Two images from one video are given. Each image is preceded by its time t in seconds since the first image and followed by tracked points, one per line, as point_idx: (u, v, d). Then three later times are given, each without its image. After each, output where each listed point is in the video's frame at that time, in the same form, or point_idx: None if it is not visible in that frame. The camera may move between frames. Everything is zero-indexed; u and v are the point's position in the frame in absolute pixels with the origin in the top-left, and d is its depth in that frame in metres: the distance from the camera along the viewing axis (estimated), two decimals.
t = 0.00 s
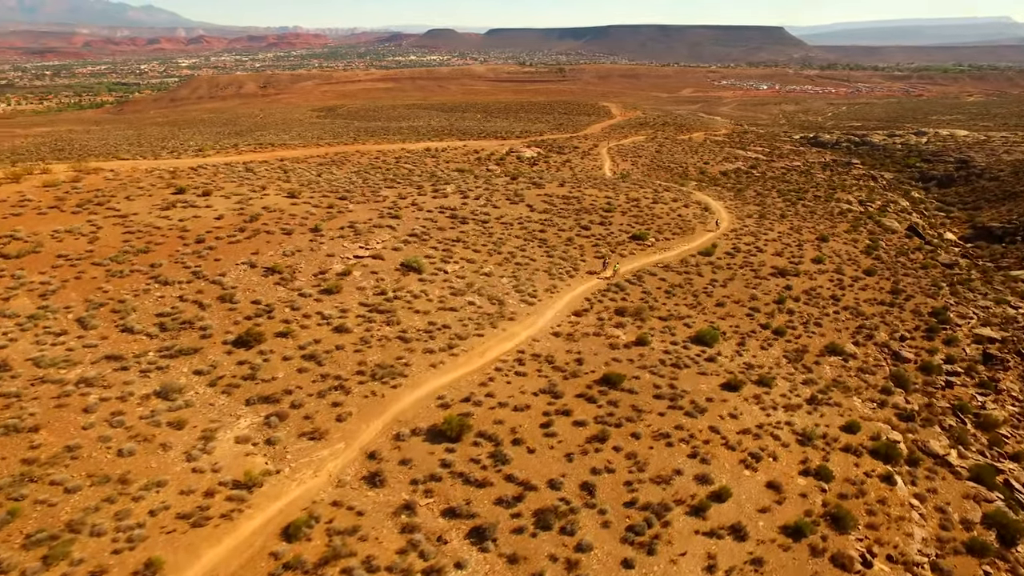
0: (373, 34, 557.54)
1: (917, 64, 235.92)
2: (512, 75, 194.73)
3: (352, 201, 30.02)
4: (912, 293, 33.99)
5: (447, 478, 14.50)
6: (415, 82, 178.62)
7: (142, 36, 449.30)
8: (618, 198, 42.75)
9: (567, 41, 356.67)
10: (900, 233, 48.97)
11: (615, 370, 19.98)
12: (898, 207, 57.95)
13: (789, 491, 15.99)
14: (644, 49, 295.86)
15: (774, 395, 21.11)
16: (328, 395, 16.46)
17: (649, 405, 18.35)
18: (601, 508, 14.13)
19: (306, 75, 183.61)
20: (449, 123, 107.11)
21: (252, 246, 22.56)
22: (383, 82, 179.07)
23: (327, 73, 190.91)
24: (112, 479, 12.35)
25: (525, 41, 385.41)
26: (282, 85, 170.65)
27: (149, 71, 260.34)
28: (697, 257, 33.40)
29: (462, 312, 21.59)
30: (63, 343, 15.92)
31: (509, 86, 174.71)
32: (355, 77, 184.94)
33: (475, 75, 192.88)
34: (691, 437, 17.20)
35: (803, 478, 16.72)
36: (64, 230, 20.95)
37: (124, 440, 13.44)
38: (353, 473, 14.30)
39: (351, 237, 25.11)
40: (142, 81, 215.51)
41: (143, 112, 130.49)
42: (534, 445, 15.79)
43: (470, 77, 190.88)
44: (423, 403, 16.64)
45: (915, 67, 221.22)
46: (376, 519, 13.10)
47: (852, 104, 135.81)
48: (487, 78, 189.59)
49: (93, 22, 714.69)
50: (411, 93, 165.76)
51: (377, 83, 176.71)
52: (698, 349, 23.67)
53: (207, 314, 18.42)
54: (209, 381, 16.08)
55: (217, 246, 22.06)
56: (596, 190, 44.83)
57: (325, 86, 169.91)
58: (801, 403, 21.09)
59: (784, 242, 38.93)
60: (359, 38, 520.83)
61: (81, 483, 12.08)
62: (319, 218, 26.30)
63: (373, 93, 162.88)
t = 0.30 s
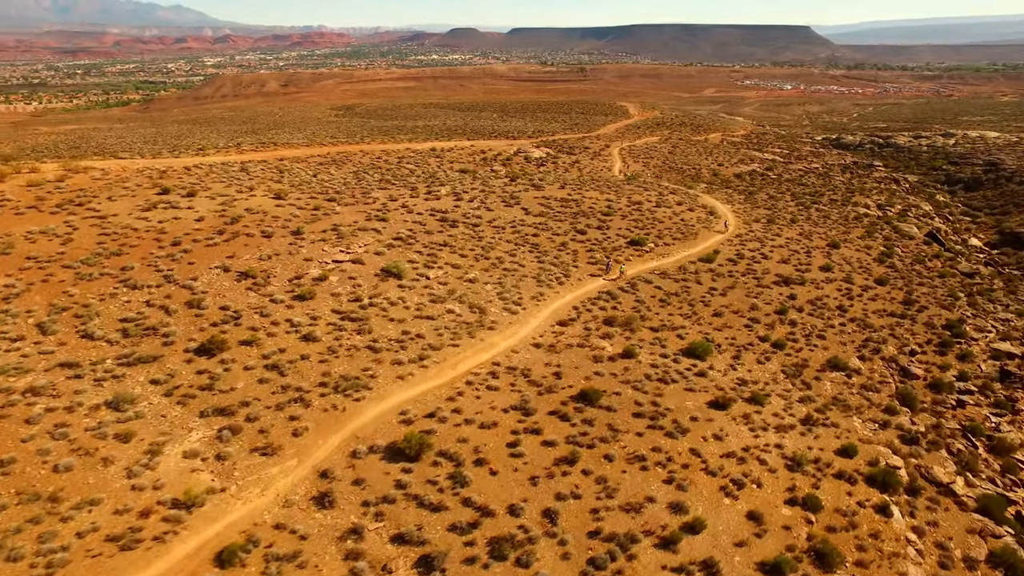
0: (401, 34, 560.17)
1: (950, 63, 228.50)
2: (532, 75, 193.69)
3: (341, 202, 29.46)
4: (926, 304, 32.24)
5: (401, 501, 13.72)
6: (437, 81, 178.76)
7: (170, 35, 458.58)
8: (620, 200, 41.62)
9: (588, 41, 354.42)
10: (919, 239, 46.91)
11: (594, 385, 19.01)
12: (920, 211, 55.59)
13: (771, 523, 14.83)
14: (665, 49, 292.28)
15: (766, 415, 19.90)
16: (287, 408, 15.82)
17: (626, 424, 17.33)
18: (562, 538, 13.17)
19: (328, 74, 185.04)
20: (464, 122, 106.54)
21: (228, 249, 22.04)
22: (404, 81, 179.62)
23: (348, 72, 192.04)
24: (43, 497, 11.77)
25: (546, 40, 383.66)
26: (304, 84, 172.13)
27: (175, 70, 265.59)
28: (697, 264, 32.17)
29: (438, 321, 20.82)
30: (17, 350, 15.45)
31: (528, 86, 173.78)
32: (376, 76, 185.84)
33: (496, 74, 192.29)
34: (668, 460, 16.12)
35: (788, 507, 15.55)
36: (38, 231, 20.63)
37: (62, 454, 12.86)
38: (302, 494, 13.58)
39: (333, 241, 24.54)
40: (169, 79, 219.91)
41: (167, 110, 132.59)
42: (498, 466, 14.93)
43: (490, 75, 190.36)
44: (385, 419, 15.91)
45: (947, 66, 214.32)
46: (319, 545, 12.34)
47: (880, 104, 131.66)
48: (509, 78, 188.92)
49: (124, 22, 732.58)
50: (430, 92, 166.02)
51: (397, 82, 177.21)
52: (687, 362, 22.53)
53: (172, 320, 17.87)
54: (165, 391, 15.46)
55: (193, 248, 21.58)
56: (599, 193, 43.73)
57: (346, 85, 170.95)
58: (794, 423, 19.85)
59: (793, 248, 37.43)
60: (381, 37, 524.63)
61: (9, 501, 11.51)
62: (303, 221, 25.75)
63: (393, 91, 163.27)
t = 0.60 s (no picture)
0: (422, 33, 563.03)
1: (985, 63, 220.53)
2: (553, 75, 192.37)
3: (329, 204, 29.02)
4: (939, 316, 30.54)
5: (349, 523, 12.94)
6: (459, 81, 178.51)
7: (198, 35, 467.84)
8: (622, 204, 40.55)
9: (609, 41, 351.36)
10: (939, 246, 44.80)
11: (569, 401, 18.10)
12: (943, 217, 53.20)
13: (748, 557, 13.72)
14: (688, 48, 288.01)
15: (754, 436, 18.76)
16: (243, 421, 15.22)
17: (599, 444, 16.39)
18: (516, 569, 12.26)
19: (349, 73, 186.34)
20: (478, 122, 105.93)
21: (205, 253, 21.63)
22: (425, 80, 179.84)
23: (370, 71, 193.07)
24: None
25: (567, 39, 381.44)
26: (326, 82, 173.47)
27: (202, 69, 270.67)
28: (696, 272, 31.01)
29: (412, 330, 20.15)
30: None
31: (548, 86, 172.53)
32: (397, 75, 186.52)
33: (518, 74, 191.45)
34: (640, 485, 15.15)
35: (769, 541, 14.41)
36: (15, 232, 20.41)
37: None
38: (248, 513, 12.92)
39: (314, 245, 24.06)
40: (196, 78, 223.86)
41: (190, 109, 134.67)
42: (456, 489, 14.15)
43: (512, 75, 189.57)
44: (343, 434, 15.26)
45: (982, 66, 206.81)
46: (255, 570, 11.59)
47: (909, 105, 127.39)
48: (531, 78, 187.76)
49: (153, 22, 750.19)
50: (448, 91, 165.96)
51: (418, 81, 177.48)
52: (674, 376, 21.49)
53: (137, 325, 17.41)
54: (120, 401, 14.92)
55: (169, 251, 21.22)
56: (602, 196, 42.73)
57: (367, 84, 171.69)
58: (785, 446, 18.64)
59: (800, 256, 35.97)
60: (406, 37, 526.34)
61: None
62: (286, 223, 25.34)
63: (413, 91, 163.48)
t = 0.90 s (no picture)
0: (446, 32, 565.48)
1: None
2: (577, 74, 190.88)
3: (318, 206, 28.66)
4: (954, 330, 28.81)
5: (292, 546, 12.20)
6: (482, 80, 178.23)
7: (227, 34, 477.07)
8: (624, 207, 39.47)
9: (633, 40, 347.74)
10: (962, 254, 42.64)
11: (541, 418, 17.26)
12: (970, 223, 50.75)
13: None
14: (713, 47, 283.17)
15: (739, 459, 17.66)
16: (197, 432, 14.67)
17: (568, 466, 15.53)
18: None
19: (373, 72, 187.63)
20: (495, 121, 105.34)
21: (182, 255, 21.34)
22: (449, 79, 180.00)
23: (393, 70, 194.02)
24: None
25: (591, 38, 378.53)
26: (350, 81, 174.78)
27: (230, 67, 275.57)
28: (695, 280, 29.86)
29: (385, 339, 19.55)
30: None
31: (570, 86, 171.11)
32: (420, 74, 187.05)
33: (542, 73, 190.43)
34: (607, 512, 14.23)
35: None
36: None
37: None
38: (188, 531, 12.25)
39: (295, 248, 23.66)
40: (225, 77, 228.01)
41: (215, 107, 136.89)
42: (409, 511, 13.44)
43: (535, 74, 188.71)
44: (298, 449, 14.66)
45: (1023, 67, 198.82)
46: None
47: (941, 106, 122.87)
48: (555, 77, 186.53)
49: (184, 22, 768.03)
50: (469, 90, 165.76)
51: (441, 80, 177.84)
52: (659, 392, 20.48)
53: (102, 330, 17.10)
54: (74, 409, 14.52)
55: (146, 253, 20.98)
56: (605, 199, 41.76)
57: (390, 83, 172.57)
58: (772, 470, 17.51)
59: (809, 264, 34.49)
60: (430, 36, 529.40)
61: None
62: (270, 226, 25.00)
63: (436, 90, 163.68)
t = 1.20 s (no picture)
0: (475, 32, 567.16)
1: None
2: (607, 74, 188.74)
3: (313, 208, 28.46)
4: (976, 349, 26.92)
5: (236, 565, 11.62)
6: (512, 79, 177.65)
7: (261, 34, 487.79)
8: (631, 212, 38.38)
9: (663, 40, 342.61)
10: (994, 265, 40.15)
11: (514, 436, 16.51)
12: (1006, 232, 47.86)
13: None
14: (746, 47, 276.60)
15: (724, 486, 16.60)
16: (156, 441, 14.37)
17: (536, 489, 14.75)
18: None
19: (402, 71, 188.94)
20: (518, 121, 104.61)
21: (166, 257, 21.29)
22: (477, 79, 180.04)
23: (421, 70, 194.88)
24: None
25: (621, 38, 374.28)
26: (379, 80, 176.22)
27: (264, 66, 281.49)
28: (697, 290, 28.67)
29: (362, 348, 19.10)
30: None
31: (599, 86, 169.24)
32: (448, 74, 187.47)
33: (571, 73, 188.85)
34: (571, 542, 13.38)
35: None
36: None
37: None
38: (129, 545, 11.83)
39: (282, 251, 23.42)
40: (258, 75, 232.63)
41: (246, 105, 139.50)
42: (361, 532, 12.84)
43: (564, 74, 187.31)
44: (255, 463, 14.24)
45: None
46: None
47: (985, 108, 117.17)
48: (584, 78, 184.82)
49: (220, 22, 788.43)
50: (495, 90, 165.25)
51: (469, 80, 177.93)
52: (646, 409, 19.51)
53: (75, 333, 17.05)
54: (34, 414, 14.40)
55: (130, 254, 20.99)
56: (612, 202, 40.69)
57: (421, 83, 173.35)
58: (760, 499, 16.39)
59: (822, 274, 32.88)
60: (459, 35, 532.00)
61: None
62: (260, 228, 24.86)
63: (464, 89, 163.84)
